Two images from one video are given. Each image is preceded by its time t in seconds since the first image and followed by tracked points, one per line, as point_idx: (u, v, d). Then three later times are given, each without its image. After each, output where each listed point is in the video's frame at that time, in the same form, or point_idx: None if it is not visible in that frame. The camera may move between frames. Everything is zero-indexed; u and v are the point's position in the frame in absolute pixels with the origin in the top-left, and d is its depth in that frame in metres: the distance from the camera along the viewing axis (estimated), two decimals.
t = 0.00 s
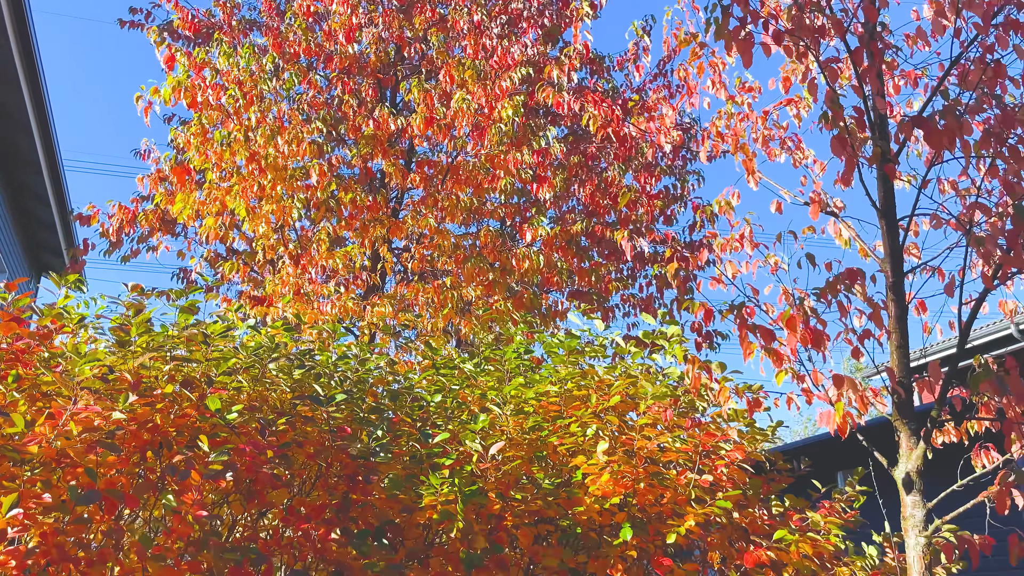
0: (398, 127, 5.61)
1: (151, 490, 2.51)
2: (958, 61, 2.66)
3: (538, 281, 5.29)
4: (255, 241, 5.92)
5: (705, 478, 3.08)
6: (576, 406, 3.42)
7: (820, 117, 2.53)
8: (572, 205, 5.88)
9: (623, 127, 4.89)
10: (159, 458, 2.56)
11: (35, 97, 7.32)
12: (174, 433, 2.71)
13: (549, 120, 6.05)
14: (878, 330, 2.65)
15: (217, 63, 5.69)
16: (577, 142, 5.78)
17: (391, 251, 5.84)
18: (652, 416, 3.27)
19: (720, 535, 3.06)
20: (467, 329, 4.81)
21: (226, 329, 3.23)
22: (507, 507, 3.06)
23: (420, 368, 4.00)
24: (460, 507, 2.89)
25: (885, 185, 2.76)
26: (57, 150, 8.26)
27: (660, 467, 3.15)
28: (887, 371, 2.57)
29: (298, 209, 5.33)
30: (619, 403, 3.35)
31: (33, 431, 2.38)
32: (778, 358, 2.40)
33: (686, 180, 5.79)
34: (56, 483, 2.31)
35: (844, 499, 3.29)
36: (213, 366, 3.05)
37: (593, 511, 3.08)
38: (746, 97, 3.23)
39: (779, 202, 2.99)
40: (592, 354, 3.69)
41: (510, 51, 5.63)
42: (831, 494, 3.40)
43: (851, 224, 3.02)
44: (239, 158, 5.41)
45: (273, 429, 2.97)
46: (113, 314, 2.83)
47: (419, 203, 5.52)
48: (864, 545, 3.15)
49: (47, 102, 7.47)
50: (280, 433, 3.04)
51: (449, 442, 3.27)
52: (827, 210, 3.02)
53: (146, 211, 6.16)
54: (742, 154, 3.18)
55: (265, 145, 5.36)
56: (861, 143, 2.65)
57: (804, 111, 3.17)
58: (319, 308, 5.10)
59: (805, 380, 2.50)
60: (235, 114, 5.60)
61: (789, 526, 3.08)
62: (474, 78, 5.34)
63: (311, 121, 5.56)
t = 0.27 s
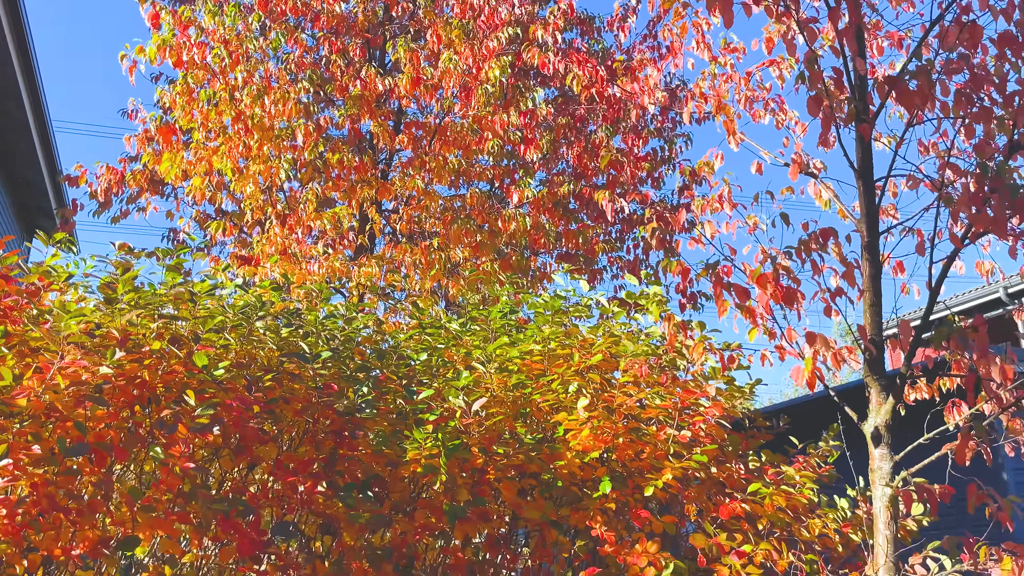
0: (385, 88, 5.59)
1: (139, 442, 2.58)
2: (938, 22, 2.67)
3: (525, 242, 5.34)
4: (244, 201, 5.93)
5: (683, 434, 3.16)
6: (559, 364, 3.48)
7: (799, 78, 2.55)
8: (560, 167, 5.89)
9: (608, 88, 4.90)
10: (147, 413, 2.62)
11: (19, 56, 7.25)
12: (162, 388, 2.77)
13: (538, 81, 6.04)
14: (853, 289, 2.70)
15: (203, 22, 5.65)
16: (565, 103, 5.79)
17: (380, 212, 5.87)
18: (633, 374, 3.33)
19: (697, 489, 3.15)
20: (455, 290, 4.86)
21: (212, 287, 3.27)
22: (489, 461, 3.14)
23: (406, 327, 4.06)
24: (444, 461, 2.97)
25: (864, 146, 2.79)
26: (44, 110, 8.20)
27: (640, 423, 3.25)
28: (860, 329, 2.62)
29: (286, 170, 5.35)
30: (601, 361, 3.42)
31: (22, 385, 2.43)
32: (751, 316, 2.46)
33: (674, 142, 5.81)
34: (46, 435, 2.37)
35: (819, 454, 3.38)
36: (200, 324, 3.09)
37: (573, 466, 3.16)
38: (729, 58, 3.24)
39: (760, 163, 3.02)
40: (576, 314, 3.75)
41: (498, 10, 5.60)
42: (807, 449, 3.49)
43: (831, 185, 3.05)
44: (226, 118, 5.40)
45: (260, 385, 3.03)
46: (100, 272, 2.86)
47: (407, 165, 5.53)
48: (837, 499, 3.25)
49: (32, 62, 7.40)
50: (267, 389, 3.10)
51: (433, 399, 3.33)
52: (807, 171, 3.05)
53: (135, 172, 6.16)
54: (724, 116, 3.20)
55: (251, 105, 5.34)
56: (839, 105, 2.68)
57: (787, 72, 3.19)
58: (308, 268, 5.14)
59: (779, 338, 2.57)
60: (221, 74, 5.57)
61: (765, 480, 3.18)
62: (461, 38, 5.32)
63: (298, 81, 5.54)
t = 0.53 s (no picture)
0: (376, 41, 5.57)
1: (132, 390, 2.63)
2: None
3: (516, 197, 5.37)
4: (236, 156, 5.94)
5: (667, 385, 3.23)
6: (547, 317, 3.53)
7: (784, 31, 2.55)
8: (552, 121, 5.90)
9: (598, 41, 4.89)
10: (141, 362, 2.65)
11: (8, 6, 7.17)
12: (155, 338, 2.81)
13: (530, 34, 6.01)
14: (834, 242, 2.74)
15: None
16: (557, 57, 5.77)
17: (372, 166, 5.88)
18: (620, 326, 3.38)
19: (680, 438, 3.23)
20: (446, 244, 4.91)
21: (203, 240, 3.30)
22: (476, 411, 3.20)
23: (397, 280, 4.11)
24: (432, 410, 3.04)
25: (849, 100, 2.80)
26: (33, 62, 8.13)
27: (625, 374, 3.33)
28: (839, 281, 2.67)
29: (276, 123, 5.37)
30: (588, 314, 3.46)
31: (15, 334, 2.48)
32: (730, 267, 2.53)
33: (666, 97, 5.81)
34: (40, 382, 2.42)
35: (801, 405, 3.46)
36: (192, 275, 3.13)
37: (559, 415, 3.24)
38: (719, 10, 3.23)
39: (747, 117, 3.04)
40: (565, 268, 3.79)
41: None
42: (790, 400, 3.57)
43: (818, 139, 3.07)
44: (216, 71, 5.38)
45: (251, 336, 3.08)
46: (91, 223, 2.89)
47: (399, 119, 5.55)
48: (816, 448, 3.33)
49: (20, 12, 7.32)
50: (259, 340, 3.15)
51: (423, 350, 3.39)
52: (794, 125, 3.06)
53: (126, 125, 6.15)
54: (712, 69, 3.20)
55: (240, 58, 5.30)
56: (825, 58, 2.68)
57: (776, 25, 3.18)
58: (299, 222, 5.19)
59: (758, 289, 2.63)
60: (211, 26, 5.53)
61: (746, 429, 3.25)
62: None
63: (289, 33, 5.51)
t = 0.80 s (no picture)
0: None
1: (129, 336, 2.70)
2: None
3: (510, 147, 5.40)
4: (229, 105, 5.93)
5: (653, 333, 3.30)
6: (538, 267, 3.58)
7: None
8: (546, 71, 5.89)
9: None
10: (136, 309, 2.73)
11: None
12: (150, 286, 2.87)
13: None
14: (817, 193, 2.78)
15: None
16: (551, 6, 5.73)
17: (366, 117, 5.89)
18: (608, 276, 3.44)
19: (665, 385, 3.31)
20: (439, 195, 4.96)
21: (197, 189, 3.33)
22: (466, 358, 3.28)
23: (390, 230, 4.16)
24: (422, 358, 3.11)
25: (838, 50, 2.80)
26: (23, 9, 8.03)
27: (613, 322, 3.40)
28: (822, 232, 2.71)
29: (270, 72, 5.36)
30: (577, 264, 3.50)
31: (13, 280, 2.52)
32: (713, 217, 2.58)
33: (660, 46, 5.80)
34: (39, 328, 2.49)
35: (784, 354, 3.57)
36: (186, 225, 3.16)
37: (547, 362, 3.31)
38: None
39: (736, 67, 3.04)
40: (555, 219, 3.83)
41: None
42: (774, 348, 3.65)
43: (807, 89, 3.08)
44: (207, 19, 5.34)
45: (245, 285, 3.14)
46: (85, 173, 2.92)
47: (392, 68, 5.54)
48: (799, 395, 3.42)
49: None
50: (253, 288, 3.20)
51: (414, 299, 3.44)
52: (783, 75, 3.07)
53: (118, 74, 6.12)
54: (703, 18, 3.19)
55: (229, 6, 5.16)
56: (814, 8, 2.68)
57: None
58: (294, 173, 5.23)
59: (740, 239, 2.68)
60: None
61: (729, 376, 3.34)
62: None
63: None
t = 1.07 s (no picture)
0: None
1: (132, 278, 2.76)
2: None
3: (508, 91, 5.41)
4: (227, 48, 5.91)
5: (646, 276, 3.36)
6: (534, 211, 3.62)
7: None
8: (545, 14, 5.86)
9: None
10: (138, 251, 2.79)
11: None
12: (152, 229, 2.92)
13: None
14: (809, 137, 2.81)
15: None
16: None
17: (364, 60, 5.88)
18: (603, 220, 3.49)
19: (657, 327, 3.40)
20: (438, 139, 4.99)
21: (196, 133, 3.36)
22: (462, 300, 3.34)
23: (388, 174, 4.20)
24: (419, 301, 3.18)
25: None
26: None
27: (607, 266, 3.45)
28: (811, 176, 2.75)
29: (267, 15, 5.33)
30: (573, 208, 3.51)
31: (17, 222, 2.58)
32: (702, 160, 2.63)
33: None
34: (44, 269, 2.55)
35: (774, 297, 3.65)
36: (186, 168, 3.20)
37: (542, 305, 3.38)
38: None
39: (733, 10, 3.04)
40: (552, 164, 3.87)
41: None
42: (766, 292, 3.73)
43: (804, 32, 3.07)
44: None
45: (245, 228, 3.19)
46: (85, 116, 2.95)
47: (389, 11, 5.51)
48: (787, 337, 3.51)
49: None
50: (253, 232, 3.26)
51: (412, 242, 3.50)
52: (780, 18, 3.07)
53: (115, 16, 6.08)
54: None
55: None
56: None
57: None
58: (293, 117, 5.25)
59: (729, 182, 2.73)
60: None
61: (720, 319, 3.43)
62: None
63: None
